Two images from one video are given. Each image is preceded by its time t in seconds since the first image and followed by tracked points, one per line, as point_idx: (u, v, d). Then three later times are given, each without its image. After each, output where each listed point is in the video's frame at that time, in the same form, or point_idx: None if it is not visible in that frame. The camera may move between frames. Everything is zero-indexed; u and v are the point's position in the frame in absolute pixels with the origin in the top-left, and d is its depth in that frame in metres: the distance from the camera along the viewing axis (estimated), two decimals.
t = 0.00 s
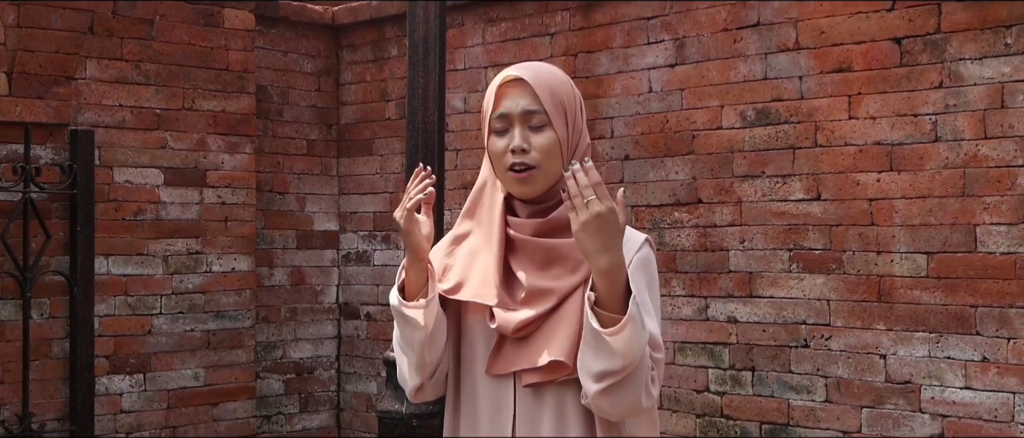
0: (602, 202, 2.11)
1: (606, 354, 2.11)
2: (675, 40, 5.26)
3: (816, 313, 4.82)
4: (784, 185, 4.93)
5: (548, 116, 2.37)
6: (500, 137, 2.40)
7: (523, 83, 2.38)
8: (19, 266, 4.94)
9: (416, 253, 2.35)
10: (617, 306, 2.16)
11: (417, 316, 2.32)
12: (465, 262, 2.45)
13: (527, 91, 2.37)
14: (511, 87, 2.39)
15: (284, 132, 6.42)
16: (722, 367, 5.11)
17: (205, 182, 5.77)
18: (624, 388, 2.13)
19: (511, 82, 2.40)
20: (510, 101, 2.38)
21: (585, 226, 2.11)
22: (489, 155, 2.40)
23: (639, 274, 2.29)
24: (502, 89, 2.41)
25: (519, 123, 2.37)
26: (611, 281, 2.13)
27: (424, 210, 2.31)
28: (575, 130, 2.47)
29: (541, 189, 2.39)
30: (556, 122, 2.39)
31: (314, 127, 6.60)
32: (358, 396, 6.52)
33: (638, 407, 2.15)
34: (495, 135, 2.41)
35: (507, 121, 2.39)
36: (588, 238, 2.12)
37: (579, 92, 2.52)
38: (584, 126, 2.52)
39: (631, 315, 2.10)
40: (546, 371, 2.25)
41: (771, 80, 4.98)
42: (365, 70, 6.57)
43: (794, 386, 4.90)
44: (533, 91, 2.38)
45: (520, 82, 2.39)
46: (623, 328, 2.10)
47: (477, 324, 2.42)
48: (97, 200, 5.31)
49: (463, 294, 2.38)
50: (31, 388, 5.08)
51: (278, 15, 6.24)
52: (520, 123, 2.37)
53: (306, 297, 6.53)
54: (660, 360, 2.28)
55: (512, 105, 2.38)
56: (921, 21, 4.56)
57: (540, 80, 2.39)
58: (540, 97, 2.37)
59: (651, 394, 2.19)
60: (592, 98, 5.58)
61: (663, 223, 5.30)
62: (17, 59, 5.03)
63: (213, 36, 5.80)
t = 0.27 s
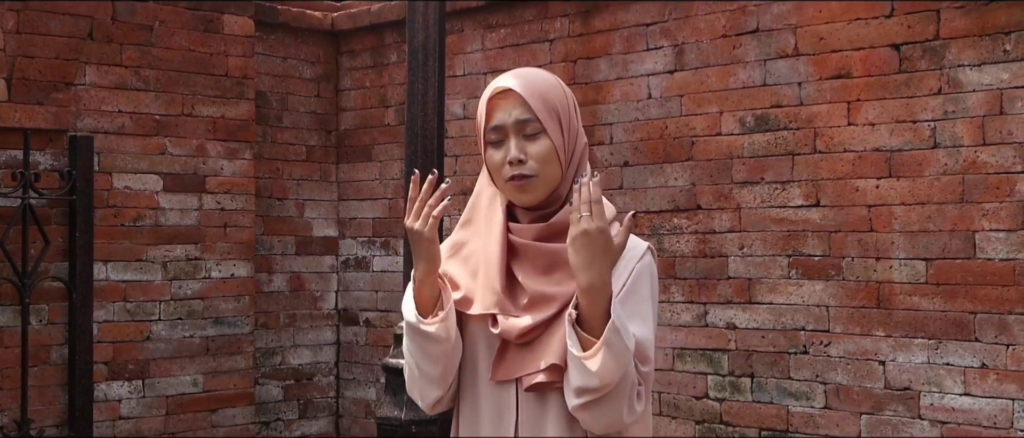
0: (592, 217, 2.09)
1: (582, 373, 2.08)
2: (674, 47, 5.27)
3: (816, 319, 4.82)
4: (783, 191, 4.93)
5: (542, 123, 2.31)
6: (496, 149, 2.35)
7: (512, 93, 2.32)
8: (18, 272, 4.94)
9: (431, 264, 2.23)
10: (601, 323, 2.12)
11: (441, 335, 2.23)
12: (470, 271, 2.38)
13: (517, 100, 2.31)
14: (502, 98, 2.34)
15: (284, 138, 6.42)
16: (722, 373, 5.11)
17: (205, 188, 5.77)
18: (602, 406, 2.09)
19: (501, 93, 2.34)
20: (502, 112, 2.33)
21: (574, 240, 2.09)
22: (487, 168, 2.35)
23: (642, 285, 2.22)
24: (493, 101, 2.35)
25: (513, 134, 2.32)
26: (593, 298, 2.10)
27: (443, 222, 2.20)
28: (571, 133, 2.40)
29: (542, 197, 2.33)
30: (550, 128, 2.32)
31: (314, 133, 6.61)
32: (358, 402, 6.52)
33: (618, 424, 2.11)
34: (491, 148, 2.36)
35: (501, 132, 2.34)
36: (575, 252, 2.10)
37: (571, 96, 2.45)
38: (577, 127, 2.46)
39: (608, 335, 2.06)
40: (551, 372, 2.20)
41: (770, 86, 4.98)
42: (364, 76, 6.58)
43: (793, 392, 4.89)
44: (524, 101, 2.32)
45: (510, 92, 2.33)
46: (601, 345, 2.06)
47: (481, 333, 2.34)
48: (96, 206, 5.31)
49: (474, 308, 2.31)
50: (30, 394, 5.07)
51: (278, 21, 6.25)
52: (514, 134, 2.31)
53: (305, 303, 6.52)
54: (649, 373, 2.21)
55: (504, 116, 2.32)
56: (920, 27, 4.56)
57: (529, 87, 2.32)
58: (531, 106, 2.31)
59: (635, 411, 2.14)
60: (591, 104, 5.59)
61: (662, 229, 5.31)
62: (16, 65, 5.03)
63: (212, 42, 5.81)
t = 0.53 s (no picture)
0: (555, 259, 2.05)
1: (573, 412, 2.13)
2: (673, 53, 5.27)
3: (815, 325, 4.82)
4: (782, 197, 4.93)
5: (525, 123, 2.32)
6: (485, 149, 2.36)
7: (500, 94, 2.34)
8: (18, 278, 4.94)
9: (443, 295, 2.24)
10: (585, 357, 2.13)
11: (456, 369, 2.27)
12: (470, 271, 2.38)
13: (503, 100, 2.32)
14: (493, 99, 2.36)
15: (283, 144, 6.42)
16: (721, 379, 5.11)
17: (204, 194, 5.77)
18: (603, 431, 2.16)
19: (493, 94, 2.37)
20: (491, 112, 2.35)
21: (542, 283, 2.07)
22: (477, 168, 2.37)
23: (642, 293, 2.23)
24: (486, 102, 2.38)
25: (499, 134, 2.33)
26: (572, 334, 2.10)
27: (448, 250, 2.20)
28: (565, 137, 2.39)
29: (528, 198, 2.32)
30: (535, 129, 2.32)
31: (313, 139, 6.61)
32: (357, 408, 6.52)
33: None
34: (481, 147, 2.38)
35: (490, 132, 2.36)
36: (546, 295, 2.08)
37: (573, 102, 2.46)
38: (578, 133, 2.44)
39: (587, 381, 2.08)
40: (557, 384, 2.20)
41: (769, 92, 4.98)
42: (363, 81, 6.58)
43: (792, 398, 4.89)
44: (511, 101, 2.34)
45: (501, 94, 2.36)
46: (583, 384, 2.08)
47: (479, 338, 2.31)
48: (96, 212, 5.31)
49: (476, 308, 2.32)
50: (29, 400, 5.07)
51: (278, 27, 6.25)
52: (499, 133, 2.33)
53: (304, 309, 6.53)
54: (656, 382, 2.23)
55: (491, 116, 2.35)
56: (919, 34, 4.56)
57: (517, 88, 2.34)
58: (516, 106, 2.32)
59: (639, 424, 2.20)
60: (590, 110, 5.59)
61: (661, 235, 5.31)
62: (16, 71, 5.05)
63: (212, 48, 5.81)
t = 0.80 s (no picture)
0: (517, 305, 2.07)
1: None
2: (673, 54, 5.27)
3: (814, 326, 4.82)
4: (782, 198, 4.93)
5: (543, 112, 2.35)
6: (498, 137, 2.38)
7: (517, 83, 2.37)
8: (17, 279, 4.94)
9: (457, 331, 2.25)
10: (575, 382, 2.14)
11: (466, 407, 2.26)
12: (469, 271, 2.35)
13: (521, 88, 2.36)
14: (508, 89, 2.39)
15: (282, 145, 6.42)
16: (720, 380, 5.11)
17: (203, 195, 5.77)
18: None
19: (508, 85, 2.40)
20: (507, 100, 2.38)
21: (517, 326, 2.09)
22: (487, 159, 2.37)
23: (641, 293, 2.23)
24: (501, 93, 2.41)
25: (515, 121, 2.36)
26: (554, 370, 2.12)
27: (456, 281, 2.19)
28: (574, 135, 2.41)
29: (541, 189, 2.32)
30: (552, 119, 2.35)
31: (313, 140, 6.61)
32: (356, 408, 6.52)
33: None
34: (492, 136, 2.40)
35: (504, 120, 2.38)
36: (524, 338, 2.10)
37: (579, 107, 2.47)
38: (582, 136, 2.46)
39: (576, 413, 2.10)
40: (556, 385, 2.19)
41: (768, 93, 4.98)
42: (363, 82, 6.58)
43: (791, 399, 4.89)
44: (528, 90, 2.37)
45: (516, 84, 2.38)
46: (573, 419, 2.10)
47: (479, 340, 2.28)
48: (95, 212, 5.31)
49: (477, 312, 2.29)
50: (28, 401, 5.07)
51: (277, 28, 6.25)
52: (515, 120, 2.36)
53: (304, 310, 6.53)
54: (664, 384, 2.22)
55: (506, 104, 2.37)
56: (918, 35, 4.56)
57: (533, 80, 2.37)
58: (534, 95, 2.35)
59: (649, 429, 2.18)
60: (589, 111, 5.59)
61: (660, 236, 5.31)
62: (16, 72, 5.05)
63: (211, 49, 5.81)
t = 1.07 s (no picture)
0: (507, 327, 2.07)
1: None
2: (673, 53, 5.27)
3: (815, 326, 4.82)
4: (782, 198, 4.92)
5: (538, 112, 2.35)
6: (494, 136, 2.39)
7: (513, 82, 2.38)
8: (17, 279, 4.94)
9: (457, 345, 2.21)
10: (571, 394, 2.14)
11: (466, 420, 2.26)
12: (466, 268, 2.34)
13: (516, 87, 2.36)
14: (505, 89, 2.40)
15: (283, 144, 6.42)
16: (721, 379, 5.11)
17: (203, 195, 5.77)
18: None
19: (505, 84, 2.41)
20: (503, 100, 2.39)
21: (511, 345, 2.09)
22: (483, 158, 2.39)
23: (640, 292, 2.23)
24: (498, 92, 2.42)
25: (510, 120, 2.37)
26: (550, 386, 2.12)
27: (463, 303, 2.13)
28: (573, 136, 2.41)
29: (533, 188, 2.33)
30: (547, 118, 2.36)
31: (313, 139, 6.61)
32: (356, 408, 6.52)
33: None
34: (489, 136, 2.41)
35: (500, 119, 2.39)
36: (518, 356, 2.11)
37: (580, 107, 2.48)
38: (584, 137, 2.46)
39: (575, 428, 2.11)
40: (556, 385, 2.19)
41: (769, 93, 4.98)
42: (363, 81, 6.58)
43: (792, 399, 4.89)
44: (524, 90, 2.37)
45: (513, 83, 2.39)
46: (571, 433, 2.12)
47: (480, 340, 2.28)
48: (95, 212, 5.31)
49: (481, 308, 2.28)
50: (28, 400, 5.07)
51: (277, 27, 6.24)
52: (511, 119, 2.37)
53: (304, 309, 6.53)
54: (665, 382, 2.21)
55: (502, 104, 2.38)
56: (919, 35, 4.56)
57: (529, 79, 2.38)
58: (529, 94, 2.36)
59: (652, 429, 2.18)
60: (590, 111, 5.59)
61: (660, 236, 5.31)
62: (16, 72, 5.06)
63: (211, 49, 5.81)
